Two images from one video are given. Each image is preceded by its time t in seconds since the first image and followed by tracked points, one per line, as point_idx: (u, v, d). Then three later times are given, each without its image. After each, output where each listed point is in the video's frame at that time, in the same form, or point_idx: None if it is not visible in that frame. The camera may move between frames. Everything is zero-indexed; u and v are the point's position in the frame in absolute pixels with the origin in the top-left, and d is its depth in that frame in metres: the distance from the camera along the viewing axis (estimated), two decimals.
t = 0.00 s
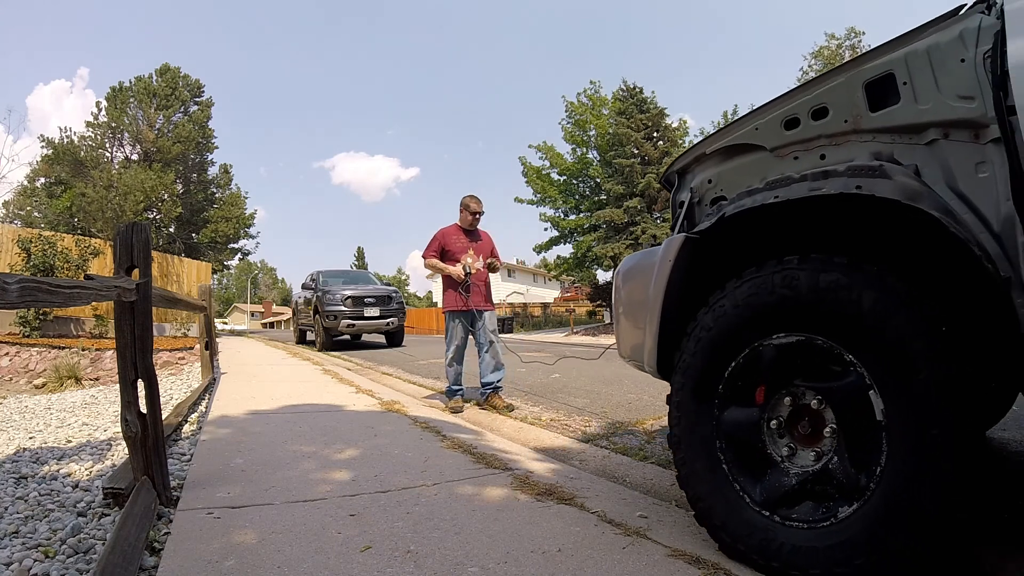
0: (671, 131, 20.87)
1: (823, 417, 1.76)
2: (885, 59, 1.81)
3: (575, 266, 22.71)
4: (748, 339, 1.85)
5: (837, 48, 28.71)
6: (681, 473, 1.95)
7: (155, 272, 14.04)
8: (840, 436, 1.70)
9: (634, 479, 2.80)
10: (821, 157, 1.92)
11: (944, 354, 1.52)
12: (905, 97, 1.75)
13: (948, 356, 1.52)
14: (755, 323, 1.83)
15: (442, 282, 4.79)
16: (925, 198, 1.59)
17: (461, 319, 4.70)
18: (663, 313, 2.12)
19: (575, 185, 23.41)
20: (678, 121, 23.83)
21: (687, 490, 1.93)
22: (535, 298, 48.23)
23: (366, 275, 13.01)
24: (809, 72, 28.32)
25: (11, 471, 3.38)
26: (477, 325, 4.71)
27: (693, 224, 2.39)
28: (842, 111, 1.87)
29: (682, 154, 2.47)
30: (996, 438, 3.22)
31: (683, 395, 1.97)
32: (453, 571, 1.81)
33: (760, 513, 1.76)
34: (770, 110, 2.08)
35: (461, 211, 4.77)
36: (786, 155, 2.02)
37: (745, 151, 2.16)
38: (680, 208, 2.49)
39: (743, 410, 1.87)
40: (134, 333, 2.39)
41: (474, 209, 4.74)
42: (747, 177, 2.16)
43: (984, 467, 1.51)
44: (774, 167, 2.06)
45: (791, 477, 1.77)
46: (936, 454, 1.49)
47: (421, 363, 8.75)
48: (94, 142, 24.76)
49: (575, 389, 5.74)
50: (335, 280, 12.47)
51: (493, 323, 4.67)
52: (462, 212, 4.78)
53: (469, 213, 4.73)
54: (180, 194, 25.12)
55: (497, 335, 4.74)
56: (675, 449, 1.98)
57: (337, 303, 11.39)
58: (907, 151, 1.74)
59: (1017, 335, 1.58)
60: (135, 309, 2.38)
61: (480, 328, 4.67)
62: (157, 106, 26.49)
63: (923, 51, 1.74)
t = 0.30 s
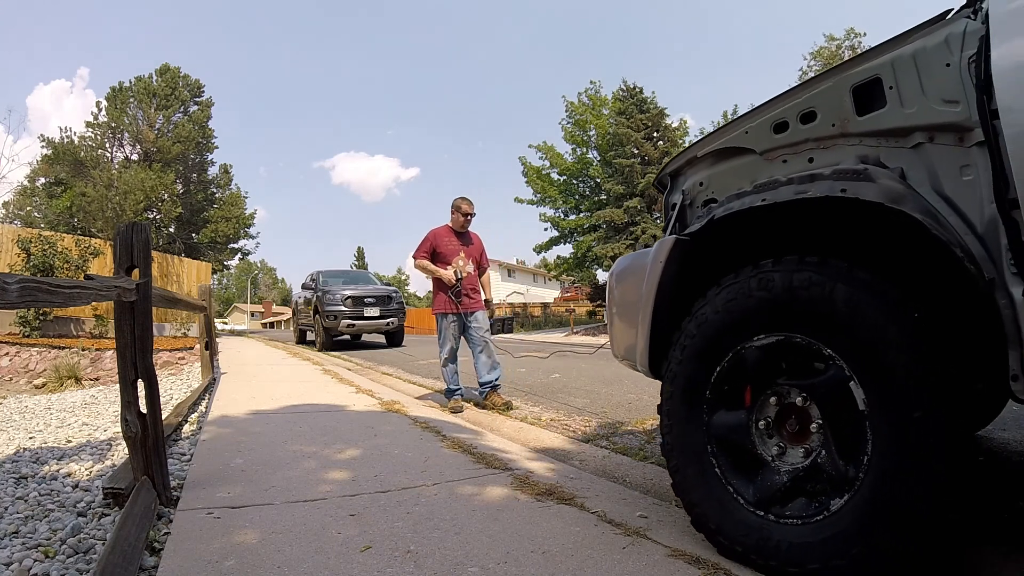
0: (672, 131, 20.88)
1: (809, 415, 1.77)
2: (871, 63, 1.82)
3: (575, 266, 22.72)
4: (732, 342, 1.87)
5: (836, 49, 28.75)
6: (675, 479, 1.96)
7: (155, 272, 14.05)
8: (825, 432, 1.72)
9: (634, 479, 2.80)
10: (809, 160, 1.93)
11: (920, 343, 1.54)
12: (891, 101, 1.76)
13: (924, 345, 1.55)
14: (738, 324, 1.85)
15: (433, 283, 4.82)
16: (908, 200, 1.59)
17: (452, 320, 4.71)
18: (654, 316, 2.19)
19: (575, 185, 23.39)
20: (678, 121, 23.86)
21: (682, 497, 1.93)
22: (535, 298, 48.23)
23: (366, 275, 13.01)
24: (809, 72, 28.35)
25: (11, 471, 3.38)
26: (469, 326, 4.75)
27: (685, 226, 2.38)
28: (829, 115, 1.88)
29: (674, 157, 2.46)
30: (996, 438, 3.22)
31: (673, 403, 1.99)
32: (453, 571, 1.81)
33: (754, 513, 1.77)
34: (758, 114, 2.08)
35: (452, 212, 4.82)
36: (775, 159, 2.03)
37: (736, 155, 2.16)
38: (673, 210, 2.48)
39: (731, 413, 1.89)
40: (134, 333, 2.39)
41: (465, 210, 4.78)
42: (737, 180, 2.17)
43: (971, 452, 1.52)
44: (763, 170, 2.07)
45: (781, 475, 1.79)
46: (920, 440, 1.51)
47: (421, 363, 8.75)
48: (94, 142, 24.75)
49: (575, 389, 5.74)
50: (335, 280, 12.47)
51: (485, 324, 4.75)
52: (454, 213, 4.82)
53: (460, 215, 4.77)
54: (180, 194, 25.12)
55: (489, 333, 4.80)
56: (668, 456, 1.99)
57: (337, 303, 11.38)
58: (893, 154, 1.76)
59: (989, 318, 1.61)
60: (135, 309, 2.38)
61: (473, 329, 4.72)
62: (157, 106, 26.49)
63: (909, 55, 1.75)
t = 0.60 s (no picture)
0: (672, 131, 20.91)
1: (795, 412, 1.80)
2: (857, 67, 1.82)
3: (575, 266, 22.72)
4: (715, 347, 1.91)
5: (836, 49, 28.80)
6: (670, 485, 1.99)
7: (155, 272, 14.05)
8: (810, 428, 1.75)
9: (634, 479, 2.80)
10: (797, 164, 1.94)
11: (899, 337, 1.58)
12: (877, 105, 1.76)
13: (901, 334, 1.58)
14: (721, 327, 1.89)
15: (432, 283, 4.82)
16: (891, 203, 1.62)
17: (451, 320, 4.71)
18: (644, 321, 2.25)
19: (575, 185, 23.38)
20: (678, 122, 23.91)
21: (678, 502, 1.96)
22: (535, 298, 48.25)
23: (366, 275, 13.01)
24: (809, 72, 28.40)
25: (11, 471, 3.38)
26: (467, 326, 4.76)
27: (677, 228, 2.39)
28: (816, 119, 1.88)
29: (666, 158, 2.46)
30: (995, 438, 3.22)
31: (663, 410, 2.04)
32: (452, 571, 1.81)
33: (750, 512, 1.79)
34: (748, 117, 2.08)
35: (450, 213, 4.82)
36: (764, 162, 2.04)
37: (726, 158, 2.17)
38: (666, 212, 2.49)
39: (719, 417, 1.92)
40: (134, 333, 2.39)
41: (463, 211, 4.79)
42: (727, 183, 2.18)
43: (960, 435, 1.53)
44: (753, 173, 2.08)
45: (772, 473, 1.81)
46: (904, 428, 1.54)
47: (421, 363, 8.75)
48: (94, 142, 24.76)
49: (575, 389, 5.74)
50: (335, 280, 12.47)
51: (483, 323, 4.75)
52: (451, 214, 4.83)
53: (458, 215, 4.79)
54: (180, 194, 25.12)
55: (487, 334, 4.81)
56: (662, 462, 2.03)
57: (337, 303, 11.38)
58: (880, 157, 1.76)
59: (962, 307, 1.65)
60: (135, 309, 2.38)
61: (471, 329, 4.73)
62: (157, 106, 26.48)
63: (895, 59, 1.74)
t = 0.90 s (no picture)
0: (672, 131, 20.95)
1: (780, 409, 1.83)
2: (844, 73, 1.84)
3: (575, 266, 22.73)
4: (699, 352, 1.97)
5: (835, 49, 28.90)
6: (667, 491, 2.02)
7: (155, 272, 14.06)
8: (795, 423, 1.78)
9: (634, 479, 2.80)
10: (785, 167, 1.97)
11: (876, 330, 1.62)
12: (863, 110, 1.78)
13: (878, 326, 1.62)
14: (703, 333, 1.96)
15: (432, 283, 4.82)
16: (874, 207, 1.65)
17: (451, 319, 4.71)
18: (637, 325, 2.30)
19: (575, 184, 23.36)
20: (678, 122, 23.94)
21: (677, 507, 1.98)
22: (535, 298, 48.25)
23: (366, 275, 13.01)
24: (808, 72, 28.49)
25: (11, 471, 3.38)
26: (467, 326, 4.76)
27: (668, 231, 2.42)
28: (804, 123, 1.91)
29: (658, 162, 2.50)
30: (995, 438, 3.23)
31: (655, 418, 2.09)
32: (452, 571, 1.81)
33: (745, 511, 1.80)
34: (739, 121, 2.12)
35: (450, 213, 4.82)
36: (754, 165, 2.07)
37: (718, 161, 2.20)
38: (656, 214, 2.51)
39: (709, 420, 1.96)
40: (134, 333, 2.38)
41: (463, 211, 4.79)
42: (717, 186, 2.21)
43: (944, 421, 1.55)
44: (742, 176, 2.12)
45: (762, 471, 1.83)
46: (885, 417, 1.57)
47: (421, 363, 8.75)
48: (93, 142, 24.75)
49: (575, 389, 5.74)
50: (335, 280, 12.48)
51: (483, 324, 4.75)
52: (451, 214, 4.83)
53: (458, 215, 4.78)
54: (180, 194, 25.11)
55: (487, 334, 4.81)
56: (657, 469, 2.07)
57: (337, 303, 11.38)
58: (865, 160, 1.78)
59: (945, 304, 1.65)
60: (135, 309, 2.38)
61: (471, 329, 4.73)
62: (157, 106, 26.48)
63: (881, 65, 1.77)
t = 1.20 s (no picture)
0: (671, 131, 21.01)
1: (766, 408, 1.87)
2: (831, 77, 1.87)
3: (575, 266, 22.75)
4: (683, 359, 2.02)
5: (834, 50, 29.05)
6: (663, 496, 2.03)
7: (155, 272, 14.05)
8: (779, 418, 1.82)
9: (634, 479, 2.80)
10: (773, 170, 2.01)
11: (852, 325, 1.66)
12: (849, 114, 1.82)
13: (858, 321, 1.66)
14: (686, 338, 2.01)
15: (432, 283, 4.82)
16: (858, 209, 1.69)
17: (451, 320, 4.71)
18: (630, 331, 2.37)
19: (575, 185, 23.21)
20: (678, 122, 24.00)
21: (674, 512, 1.99)
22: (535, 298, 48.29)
23: (366, 275, 13.02)
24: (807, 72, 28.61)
25: (11, 471, 3.38)
26: (467, 326, 4.76)
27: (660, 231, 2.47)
28: (792, 126, 1.95)
29: (650, 165, 2.53)
30: (995, 437, 3.23)
31: (647, 427, 2.12)
32: (452, 571, 1.81)
33: (739, 509, 1.82)
34: (728, 124, 2.16)
35: (450, 213, 4.82)
36: (743, 168, 2.11)
37: (709, 163, 2.23)
38: (649, 215, 2.55)
39: (700, 424, 1.99)
40: (134, 333, 2.39)
41: (463, 211, 4.79)
42: (708, 189, 2.25)
43: (923, 408, 1.59)
44: (732, 179, 2.16)
45: (753, 467, 1.86)
46: (864, 409, 1.61)
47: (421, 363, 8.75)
48: (93, 142, 24.76)
49: (575, 389, 5.74)
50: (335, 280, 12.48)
51: (483, 324, 4.75)
52: (452, 214, 4.83)
53: (458, 215, 4.79)
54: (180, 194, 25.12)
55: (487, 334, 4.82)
56: (650, 471, 2.08)
57: (337, 303, 11.38)
58: (851, 163, 1.82)
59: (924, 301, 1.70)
60: (135, 309, 2.38)
61: (471, 329, 4.73)
62: (156, 106, 26.48)
63: (867, 69, 1.80)
